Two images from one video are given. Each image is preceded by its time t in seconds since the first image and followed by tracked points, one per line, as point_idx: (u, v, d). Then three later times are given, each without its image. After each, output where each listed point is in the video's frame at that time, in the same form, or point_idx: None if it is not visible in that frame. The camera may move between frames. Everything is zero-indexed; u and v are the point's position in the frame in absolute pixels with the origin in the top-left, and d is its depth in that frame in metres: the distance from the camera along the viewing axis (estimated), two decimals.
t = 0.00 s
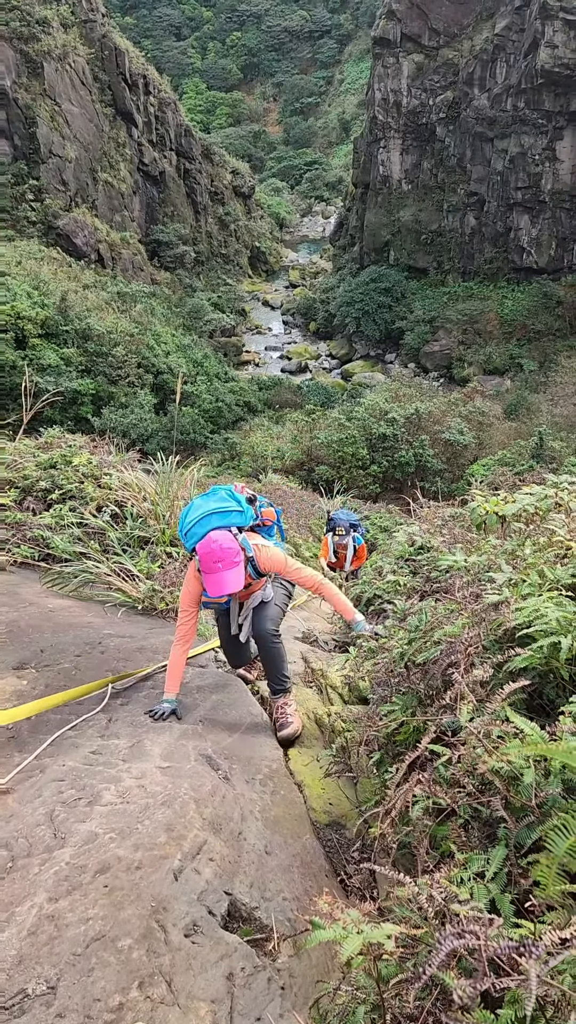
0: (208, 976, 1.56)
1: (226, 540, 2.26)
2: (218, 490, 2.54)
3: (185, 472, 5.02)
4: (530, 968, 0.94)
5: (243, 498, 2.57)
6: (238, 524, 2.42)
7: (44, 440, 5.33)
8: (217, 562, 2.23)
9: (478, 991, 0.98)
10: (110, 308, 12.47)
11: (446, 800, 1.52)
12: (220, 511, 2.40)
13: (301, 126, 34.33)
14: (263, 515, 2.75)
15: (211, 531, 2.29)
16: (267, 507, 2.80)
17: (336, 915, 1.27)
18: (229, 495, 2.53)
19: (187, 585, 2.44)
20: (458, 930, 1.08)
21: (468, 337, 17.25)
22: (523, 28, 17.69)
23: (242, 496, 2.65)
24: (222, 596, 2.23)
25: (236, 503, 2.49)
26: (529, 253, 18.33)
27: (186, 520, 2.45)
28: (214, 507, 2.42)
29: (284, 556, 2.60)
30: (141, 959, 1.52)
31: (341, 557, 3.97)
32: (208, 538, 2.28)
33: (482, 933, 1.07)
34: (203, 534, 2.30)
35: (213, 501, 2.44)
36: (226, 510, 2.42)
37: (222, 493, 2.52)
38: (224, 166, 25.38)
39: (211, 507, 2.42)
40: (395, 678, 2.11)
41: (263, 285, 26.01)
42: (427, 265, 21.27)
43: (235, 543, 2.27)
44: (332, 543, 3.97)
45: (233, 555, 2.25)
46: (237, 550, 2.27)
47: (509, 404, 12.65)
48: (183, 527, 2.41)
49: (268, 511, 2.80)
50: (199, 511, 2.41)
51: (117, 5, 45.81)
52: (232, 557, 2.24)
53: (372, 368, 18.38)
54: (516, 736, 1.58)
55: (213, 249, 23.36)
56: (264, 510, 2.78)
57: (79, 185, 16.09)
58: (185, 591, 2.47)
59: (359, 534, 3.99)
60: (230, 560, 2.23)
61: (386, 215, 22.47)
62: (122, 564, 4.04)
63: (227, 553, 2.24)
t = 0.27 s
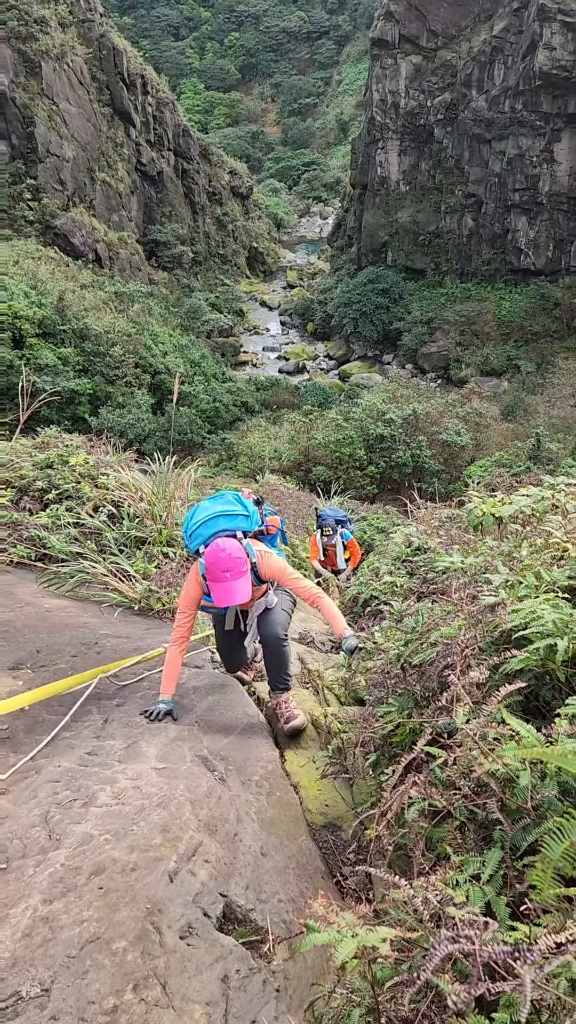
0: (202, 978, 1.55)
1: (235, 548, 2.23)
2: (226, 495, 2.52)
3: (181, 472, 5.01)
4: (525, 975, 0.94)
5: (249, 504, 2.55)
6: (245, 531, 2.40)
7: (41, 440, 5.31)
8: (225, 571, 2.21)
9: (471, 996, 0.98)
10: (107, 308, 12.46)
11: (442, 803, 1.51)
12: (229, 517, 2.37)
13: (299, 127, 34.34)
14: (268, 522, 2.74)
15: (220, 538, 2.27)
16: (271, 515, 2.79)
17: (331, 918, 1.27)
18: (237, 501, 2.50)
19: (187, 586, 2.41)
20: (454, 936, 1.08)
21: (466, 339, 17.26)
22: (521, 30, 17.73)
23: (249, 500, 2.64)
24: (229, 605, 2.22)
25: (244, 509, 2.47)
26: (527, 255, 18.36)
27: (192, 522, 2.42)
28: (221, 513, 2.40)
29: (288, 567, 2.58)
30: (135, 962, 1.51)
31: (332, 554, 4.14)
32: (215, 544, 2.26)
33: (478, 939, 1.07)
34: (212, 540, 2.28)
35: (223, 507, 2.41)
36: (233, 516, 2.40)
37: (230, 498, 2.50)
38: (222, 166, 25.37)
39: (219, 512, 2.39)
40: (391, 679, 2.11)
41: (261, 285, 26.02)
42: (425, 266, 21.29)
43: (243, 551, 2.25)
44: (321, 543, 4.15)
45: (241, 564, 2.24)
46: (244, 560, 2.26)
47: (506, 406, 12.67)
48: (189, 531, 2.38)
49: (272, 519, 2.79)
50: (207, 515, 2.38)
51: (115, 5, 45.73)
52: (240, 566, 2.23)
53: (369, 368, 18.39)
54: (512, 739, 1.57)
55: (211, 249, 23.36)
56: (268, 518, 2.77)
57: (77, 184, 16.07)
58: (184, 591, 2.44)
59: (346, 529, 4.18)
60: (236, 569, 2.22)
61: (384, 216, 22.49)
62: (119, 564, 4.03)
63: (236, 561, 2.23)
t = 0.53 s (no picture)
0: (199, 979, 1.55)
1: (260, 574, 2.15)
2: (246, 502, 2.39)
3: (179, 473, 5.00)
4: (524, 977, 0.94)
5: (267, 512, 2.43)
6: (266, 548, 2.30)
7: (39, 440, 5.31)
8: (248, 599, 2.14)
9: (470, 997, 0.98)
10: (105, 308, 12.46)
11: (439, 803, 1.52)
12: (251, 534, 2.26)
13: (298, 127, 34.36)
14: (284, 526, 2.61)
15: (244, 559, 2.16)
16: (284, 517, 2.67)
17: (328, 919, 1.26)
18: (256, 510, 2.38)
19: (200, 597, 2.29)
20: (452, 937, 1.08)
21: (464, 340, 17.29)
22: (520, 32, 17.76)
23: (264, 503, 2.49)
24: (251, 636, 2.19)
25: (264, 522, 2.34)
26: (525, 257, 18.39)
27: (210, 533, 2.28)
28: (241, 525, 2.27)
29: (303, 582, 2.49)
30: (131, 963, 1.51)
31: (324, 548, 4.12)
32: (237, 566, 2.16)
33: (475, 941, 1.07)
34: (235, 560, 2.17)
35: (243, 519, 2.29)
36: (253, 530, 2.27)
37: (249, 507, 2.37)
38: (221, 167, 25.38)
39: (240, 526, 2.27)
40: (389, 681, 2.11)
41: (260, 286, 26.01)
42: (423, 268, 21.32)
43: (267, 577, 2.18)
44: (314, 537, 4.16)
45: (265, 591, 2.17)
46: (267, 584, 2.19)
47: (504, 407, 12.68)
48: (207, 544, 2.25)
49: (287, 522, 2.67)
50: (227, 528, 2.26)
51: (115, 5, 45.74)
52: (263, 594, 2.17)
53: (367, 369, 18.40)
54: (509, 740, 1.57)
55: (210, 250, 23.36)
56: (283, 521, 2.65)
57: (76, 184, 16.06)
58: (195, 601, 2.32)
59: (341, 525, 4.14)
60: (260, 598, 2.16)
61: (382, 217, 22.51)
62: (116, 564, 4.03)
63: (259, 587, 2.16)
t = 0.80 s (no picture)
0: (197, 980, 1.55)
1: (263, 589, 2.04)
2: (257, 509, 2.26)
3: (178, 473, 5.00)
4: (523, 980, 0.94)
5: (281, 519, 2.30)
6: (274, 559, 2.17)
7: (37, 440, 5.30)
8: (249, 616, 2.03)
9: (469, 1001, 0.98)
10: (104, 308, 12.46)
11: (438, 805, 1.52)
12: (259, 544, 2.14)
13: (297, 128, 34.38)
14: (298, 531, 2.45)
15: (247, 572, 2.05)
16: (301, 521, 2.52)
17: (327, 921, 1.26)
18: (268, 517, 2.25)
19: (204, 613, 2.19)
20: (450, 939, 1.08)
21: (463, 341, 17.30)
22: (519, 34, 17.79)
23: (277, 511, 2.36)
24: (254, 655, 2.06)
25: (273, 530, 2.21)
26: (524, 258, 18.41)
27: (216, 544, 2.17)
28: (250, 534, 2.15)
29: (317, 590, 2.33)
30: (130, 964, 1.50)
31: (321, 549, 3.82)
32: (238, 580, 2.04)
33: (475, 943, 1.07)
34: (236, 573, 2.05)
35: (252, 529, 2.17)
36: (263, 541, 2.15)
37: (262, 514, 2.24)
38: (220, 167, 25.38)
39: (247, 535, 2.15)
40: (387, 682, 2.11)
41: (259, 287, 26.01)
42: (422, 268, 21.33)
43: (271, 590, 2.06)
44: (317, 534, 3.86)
45: (267, 608, 2.05)
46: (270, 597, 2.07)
47: (503, 408, 12.70)
48: (213, 557, 2.14)
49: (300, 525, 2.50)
50: (234, 537, 2.15)
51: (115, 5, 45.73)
52: (266, 610, 2.05)
53: (366, 370, 18.40)
54: (508, 741, 1.58)
55: (209, 250, 23.36)
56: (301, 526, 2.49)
57: (75, 184, 16.06)
58: (200, 615, 2.22)
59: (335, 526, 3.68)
60: (262, 614, 2.04)
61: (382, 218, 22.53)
62: (114, 565, 4.03)
63: (262, 602, 2.04)
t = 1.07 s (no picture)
0: (196, 982, 1.54)
1: (275, 564, 2.02)
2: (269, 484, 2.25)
3: (178, 474, 5.00)
4: (525, 984, 0.94)
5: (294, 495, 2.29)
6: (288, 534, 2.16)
7: (36, 440, 5.30)
8: (259, 591, 2.02)
9: (471, 1003, 0.98)
10: (103, 309, 12.46)
11: (437, 807, 1.52)
12: (272, 517, 2.13)
13: (297, 130, 34.40)
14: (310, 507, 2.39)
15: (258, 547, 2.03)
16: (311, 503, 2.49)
17: (326, 923, 1.26)
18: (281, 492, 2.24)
19: (213, 599, 2.14)
20: (452, 942, 1.07)
21: (462, 343, 17.32)
22: (519, 36, 17.82)
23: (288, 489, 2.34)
24: (261, 632, 2.06)
25: (288, 503, 2.22)
26: (523, 260, 18.45)
27: (227, 520, 2.15)
28: (264, 508, 2.14)
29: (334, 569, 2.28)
30: (129, 966, 1.50)
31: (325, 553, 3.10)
32: (250, 554, 2.03)
33: (475, 944, 1.07)
34: (247, 549, 2.04)
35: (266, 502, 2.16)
36: (278, 514, 2.15)
37: (274, 489, 2.23)
38: (219, 169, 25.40)
39: (261, 508, 2.14)
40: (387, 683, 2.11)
41: (258, 288, 26.02)
42: (421, 270, 21.35)
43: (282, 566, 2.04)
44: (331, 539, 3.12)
45: (278, 584, 2.04)
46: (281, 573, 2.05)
47: (502, 410, 12.71)
48: (226, 535, 2.12)
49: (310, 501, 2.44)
50: (247, 511, 2.14)
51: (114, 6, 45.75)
52: (277, 587, 2.04)
53: (365, 371, 18.42)
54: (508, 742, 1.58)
55: (208, 251, 23.38)
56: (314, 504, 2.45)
57: (74, 185, 16.07)
58: (209, 603, 2.16)
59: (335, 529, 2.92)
60: (273, 590, 2.03)
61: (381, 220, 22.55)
62: (113, 566, 4.03)
63: (273, 578, 2.02)
